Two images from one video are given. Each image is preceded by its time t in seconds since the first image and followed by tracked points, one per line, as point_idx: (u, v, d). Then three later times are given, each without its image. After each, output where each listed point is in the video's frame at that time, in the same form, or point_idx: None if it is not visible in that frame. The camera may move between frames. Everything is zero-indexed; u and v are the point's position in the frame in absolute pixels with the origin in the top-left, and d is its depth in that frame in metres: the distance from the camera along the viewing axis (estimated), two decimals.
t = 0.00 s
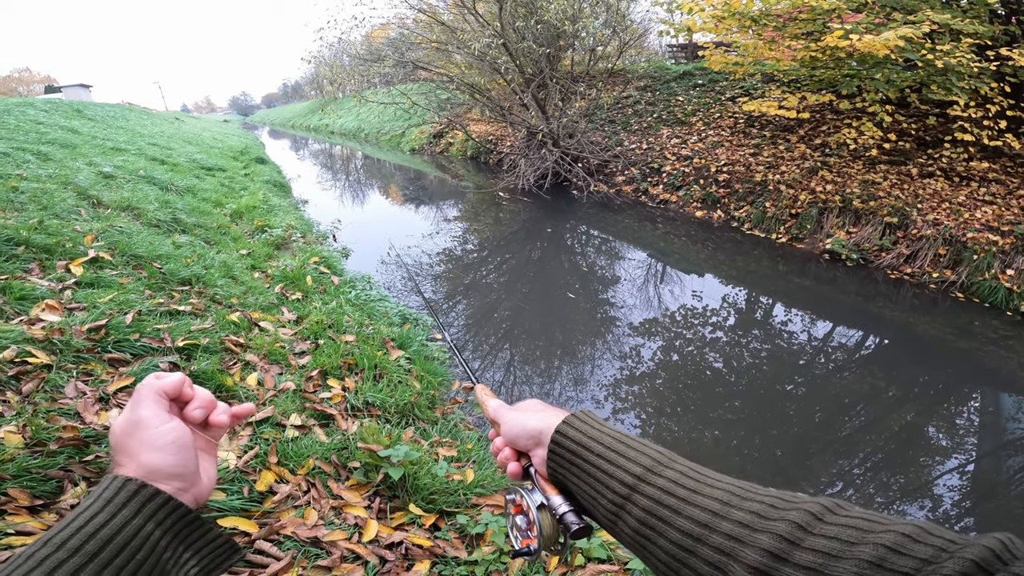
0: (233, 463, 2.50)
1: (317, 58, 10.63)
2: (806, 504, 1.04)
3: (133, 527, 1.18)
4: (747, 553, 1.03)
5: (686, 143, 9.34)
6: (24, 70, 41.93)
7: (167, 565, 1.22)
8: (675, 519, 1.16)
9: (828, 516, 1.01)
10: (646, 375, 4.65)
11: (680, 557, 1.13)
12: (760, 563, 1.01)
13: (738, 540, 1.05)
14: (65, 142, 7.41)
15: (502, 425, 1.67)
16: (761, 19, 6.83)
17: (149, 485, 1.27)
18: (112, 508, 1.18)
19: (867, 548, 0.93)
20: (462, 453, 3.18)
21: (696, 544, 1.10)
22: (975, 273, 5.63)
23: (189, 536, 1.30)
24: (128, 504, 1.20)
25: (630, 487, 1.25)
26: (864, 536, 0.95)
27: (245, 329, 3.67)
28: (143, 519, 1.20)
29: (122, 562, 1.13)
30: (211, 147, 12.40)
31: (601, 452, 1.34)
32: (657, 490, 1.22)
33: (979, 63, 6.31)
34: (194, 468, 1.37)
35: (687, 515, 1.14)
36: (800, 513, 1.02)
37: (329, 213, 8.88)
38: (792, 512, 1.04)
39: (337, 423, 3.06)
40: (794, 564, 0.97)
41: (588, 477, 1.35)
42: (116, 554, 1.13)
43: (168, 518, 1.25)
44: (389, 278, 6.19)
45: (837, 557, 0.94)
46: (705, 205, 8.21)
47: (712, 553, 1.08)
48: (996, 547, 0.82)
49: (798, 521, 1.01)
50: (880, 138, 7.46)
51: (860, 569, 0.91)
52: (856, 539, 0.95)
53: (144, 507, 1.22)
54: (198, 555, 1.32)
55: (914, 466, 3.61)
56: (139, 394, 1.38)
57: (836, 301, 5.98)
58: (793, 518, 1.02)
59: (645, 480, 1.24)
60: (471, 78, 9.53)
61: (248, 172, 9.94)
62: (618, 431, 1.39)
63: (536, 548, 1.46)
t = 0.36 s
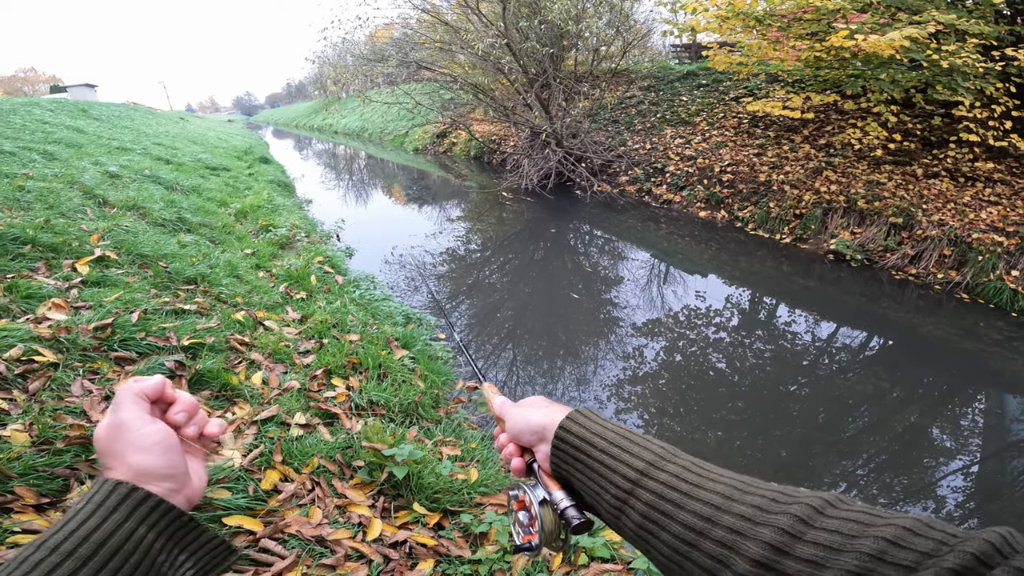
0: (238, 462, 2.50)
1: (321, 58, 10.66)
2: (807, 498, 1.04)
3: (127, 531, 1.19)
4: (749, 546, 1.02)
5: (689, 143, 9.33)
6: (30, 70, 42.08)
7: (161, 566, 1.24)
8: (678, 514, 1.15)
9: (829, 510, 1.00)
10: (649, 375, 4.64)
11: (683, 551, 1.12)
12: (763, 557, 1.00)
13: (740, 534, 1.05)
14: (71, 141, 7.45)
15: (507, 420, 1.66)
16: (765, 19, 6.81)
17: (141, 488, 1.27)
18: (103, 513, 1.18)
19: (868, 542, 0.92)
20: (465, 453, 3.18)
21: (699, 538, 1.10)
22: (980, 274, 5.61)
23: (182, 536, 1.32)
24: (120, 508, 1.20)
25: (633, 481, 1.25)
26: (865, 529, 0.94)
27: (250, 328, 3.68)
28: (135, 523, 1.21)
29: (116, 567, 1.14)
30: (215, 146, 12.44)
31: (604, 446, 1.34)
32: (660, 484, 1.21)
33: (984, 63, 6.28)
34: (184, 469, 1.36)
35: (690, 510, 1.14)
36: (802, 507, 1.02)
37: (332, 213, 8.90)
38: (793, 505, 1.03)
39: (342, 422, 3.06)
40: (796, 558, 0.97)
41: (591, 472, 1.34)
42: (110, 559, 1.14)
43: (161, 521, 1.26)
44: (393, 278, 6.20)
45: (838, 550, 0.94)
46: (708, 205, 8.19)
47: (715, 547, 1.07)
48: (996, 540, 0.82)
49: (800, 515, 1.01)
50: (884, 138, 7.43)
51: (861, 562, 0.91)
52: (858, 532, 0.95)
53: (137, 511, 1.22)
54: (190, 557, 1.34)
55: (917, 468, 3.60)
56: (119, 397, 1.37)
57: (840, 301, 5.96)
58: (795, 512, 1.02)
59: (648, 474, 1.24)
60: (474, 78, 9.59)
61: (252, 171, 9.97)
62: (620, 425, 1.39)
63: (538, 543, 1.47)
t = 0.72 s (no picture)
0: (244, 462, 2.52)
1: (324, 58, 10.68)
2: (794, 405, 0.87)
3: (93, 559, 1.04)
4: (731, 460, 0.84)
5: (692, 143, 9.31)
6: (34, 71, 42.26)
7: None
8: (655, 420, 0.97)
9: (815, 420, 0.85)
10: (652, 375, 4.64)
11: (657, 461, 0.95)
12: (746, 473, 0.83)
13: (722, 445, 0.87)
14: (76, 141, 7.48)
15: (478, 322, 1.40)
16: (769, 18, 6.78)
17: (112, 509, 1.12)
18: (69, 538, 1.06)
19: (855, 458, 0.79)
20: (470, 452, 3.18)
21: (677, 450, 0.92)
22: (984, 274, 5.58)
23: (170, 565, 1.14)
24: (86, 532, 1.07)
25: (608, 383, 1.05)
26: (853, 445, 0.81)
27: (256, 328, 3.69)
28: (106, 548, 1.06)
29: None
30: (220, 146, 12.47)
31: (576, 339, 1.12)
32: (636, 384, 1.01)
33: (989, 63, 6.25)
34: (151, 483, 1.21)
35: (669, 415, 0.95)
36: (789, 414, 0.85)
37: (336, 213, 8.92)
38: (781, 413, 0.86)
39: (347, 422, 3.07)
40: (780, 474, 0.81)
41: (562, 372, 1.14)
42: None
43: (136, 545, 1.10)
44: (396, 278, 6.21)
45: (825, 467, 0.79)
46: (712, 205, 8.17)
47: (693, 461, 0.90)
48: (983, 460, 0.72)
49: (788, 424, 0.84)
50: (888, 138, 7.41)
51: (846, 481, 0.77)
52: (845, 447, 0.81)
53: (106, 535, 1.08)
54: None
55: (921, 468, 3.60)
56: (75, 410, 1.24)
57: (845, 301, 5.94)
58: (782, 420, 0.85)
59: (623, 372, 1.04)
60: (477, 78, 9.59)
61: (256, 171, 9.98)
62: (593, 317, 1.16)
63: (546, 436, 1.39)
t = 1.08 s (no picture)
0: (245, 464, 2.52)
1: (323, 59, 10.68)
2: (818, 368, 0.88)
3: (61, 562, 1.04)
4: (750, 416, 0.86)
5: (691, 142, 9.31)
6: (31, 73, 42.20)
7: None
8: (677, 373, 1.01)
9: (840, 385, 0.85)
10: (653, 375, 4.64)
11: (677, 419, 0.99)
12: (764, 430, 0.84)
13: (742, 403, 0.89)
14: (74, 143, 7.47)
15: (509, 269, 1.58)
16: (767, 18, 6.78)
17: (79, 509, 1.12)
18: (36, 540, 1.06)
19: (878, 423, 0.78)
20: (471, 453, 3.18)
21: (696, 403, 0.96)
22: (984, 272, 5.60)
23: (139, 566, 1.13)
24: (55, 535, 1.06)
25: (633, 332, 1.12)
26: (876, 410, 0.80)
27: (255, 330, 3.68)
28: (75, 551, 1.06)
29: None
30: (217, 148, 12.44)
31: (608, 292, 1.20)
32: (662, 335, 1.07)
33: (987, 62, 6.26)
34: (119, 481, 1.22)
35: (691, 368, 0.99)
36: (813, 376, 0.86)
37: (335, 214, 8.91)
38: (805, 374, 0.87)
39: (347, 424, 3.06)
40: (799, 436, 0.82)
41: (591, 322, 1.22)
42: None
43: (107, 546, 1.10)
44: (395, 278, 6.21)
45: (845, 431, 0.80)
46: (711, 204, 8.17)
47: (712, 414, 0.93)
48: (1000, 432, 0.71)
49: (811, 385, 0.85)
50: (887, 136, 7.42)
51: (867, 446, 0.76)
52: (869, 413, 0.80)
53: (75, 536, 1.07)
54: None
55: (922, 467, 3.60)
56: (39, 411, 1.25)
57: (844, 300, 5.95)
58: (805, 380, 0.86)
59: (650, 326, 1.09)
60: (476, 78, 9.58)
61: (254, 172, 9.97)
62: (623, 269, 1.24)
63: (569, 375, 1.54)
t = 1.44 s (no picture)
0: (236, 470, 2.49)
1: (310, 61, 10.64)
2: (827, 389, 0.89)
3: (65, 552, 1.08)
4: (757, 438, 0.87)
5: (680, 141, 9.34)
6: (13, 78, 41.63)
7: None
8: (684, 393, 1.00)
9: (849, 406, 0.86)
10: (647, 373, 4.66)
11: (683, 438, 0.98)
12: (773, 453, 0.85)
13: (750, 423, 0.90)
14: (58, 148, 7.38)
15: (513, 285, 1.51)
16: (753, 16, 6.83)
17: (82, 502, 1.16)
18: (39, 532, 1.09)
19: (886, 444, 0.79)
20: (465, 456, 3.18)
21: (703, 424, 0.96)
22: (971, 266, 5.68)
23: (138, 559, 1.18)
24: (57, 528, 1.10)
25: (638, 351, 1.10)
26: (884, 432, 0.81)
27: (245, 335, 3.65)
28: (79, 542, 1.10)
29: None
30: (204, 152, 12.33)
31: (612, 310, 1.18)
32: (667, 355, 1.05)
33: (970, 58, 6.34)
34: (123, 475, 1.22)
35: (697, 389, 0.99)
36: (821, 398, 0.87)
37: (324, 217, 8.86)
38: (813, 396, 0.88)
39: (340, 428, 3.05)
40: (807, 457, 0.83)
41: (596, 339, 1.20)
42: None
43: (107, 539, 1.14)
44: (387, 281, 6.19)
45: (852, 452, 0.81)
46: (700, 202, 8.21)
47: (719, 435, 0.93)
48: (1012, 452, 0.73)
49: (819, 407, 0.85)
50: (872, 133, 7.50)
51: (876, 467, 0.77)
52: (877, 434, 0.81)
53: (77, 529, 1.11)
54: None
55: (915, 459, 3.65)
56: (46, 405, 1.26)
57: (834, 296, 6.01)
58: (814, 403, 0.86)
59: (655, 346, 1.08)
60: (465, 79, 9.55)
61: (242, 176, 9.89)
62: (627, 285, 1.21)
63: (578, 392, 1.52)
